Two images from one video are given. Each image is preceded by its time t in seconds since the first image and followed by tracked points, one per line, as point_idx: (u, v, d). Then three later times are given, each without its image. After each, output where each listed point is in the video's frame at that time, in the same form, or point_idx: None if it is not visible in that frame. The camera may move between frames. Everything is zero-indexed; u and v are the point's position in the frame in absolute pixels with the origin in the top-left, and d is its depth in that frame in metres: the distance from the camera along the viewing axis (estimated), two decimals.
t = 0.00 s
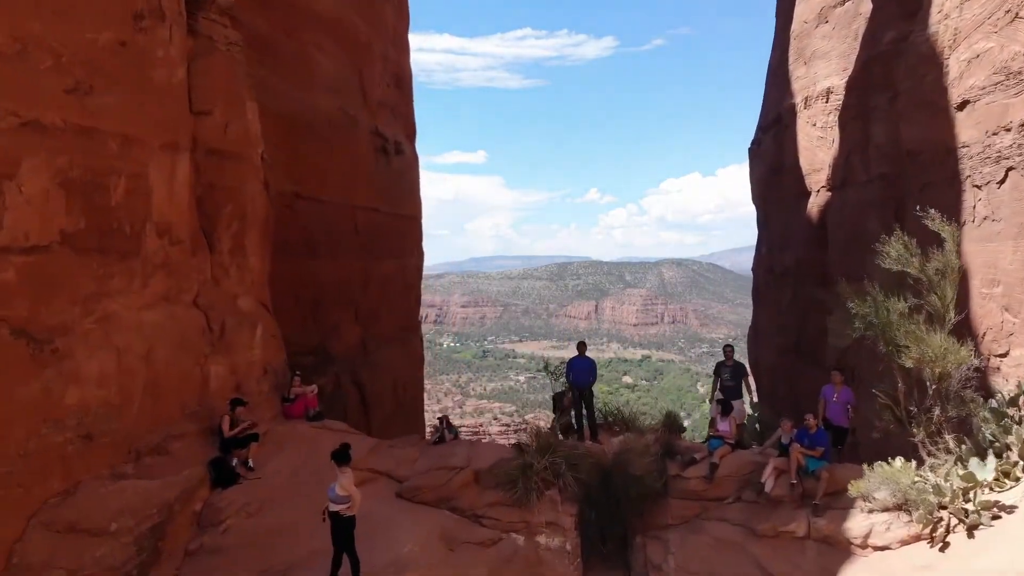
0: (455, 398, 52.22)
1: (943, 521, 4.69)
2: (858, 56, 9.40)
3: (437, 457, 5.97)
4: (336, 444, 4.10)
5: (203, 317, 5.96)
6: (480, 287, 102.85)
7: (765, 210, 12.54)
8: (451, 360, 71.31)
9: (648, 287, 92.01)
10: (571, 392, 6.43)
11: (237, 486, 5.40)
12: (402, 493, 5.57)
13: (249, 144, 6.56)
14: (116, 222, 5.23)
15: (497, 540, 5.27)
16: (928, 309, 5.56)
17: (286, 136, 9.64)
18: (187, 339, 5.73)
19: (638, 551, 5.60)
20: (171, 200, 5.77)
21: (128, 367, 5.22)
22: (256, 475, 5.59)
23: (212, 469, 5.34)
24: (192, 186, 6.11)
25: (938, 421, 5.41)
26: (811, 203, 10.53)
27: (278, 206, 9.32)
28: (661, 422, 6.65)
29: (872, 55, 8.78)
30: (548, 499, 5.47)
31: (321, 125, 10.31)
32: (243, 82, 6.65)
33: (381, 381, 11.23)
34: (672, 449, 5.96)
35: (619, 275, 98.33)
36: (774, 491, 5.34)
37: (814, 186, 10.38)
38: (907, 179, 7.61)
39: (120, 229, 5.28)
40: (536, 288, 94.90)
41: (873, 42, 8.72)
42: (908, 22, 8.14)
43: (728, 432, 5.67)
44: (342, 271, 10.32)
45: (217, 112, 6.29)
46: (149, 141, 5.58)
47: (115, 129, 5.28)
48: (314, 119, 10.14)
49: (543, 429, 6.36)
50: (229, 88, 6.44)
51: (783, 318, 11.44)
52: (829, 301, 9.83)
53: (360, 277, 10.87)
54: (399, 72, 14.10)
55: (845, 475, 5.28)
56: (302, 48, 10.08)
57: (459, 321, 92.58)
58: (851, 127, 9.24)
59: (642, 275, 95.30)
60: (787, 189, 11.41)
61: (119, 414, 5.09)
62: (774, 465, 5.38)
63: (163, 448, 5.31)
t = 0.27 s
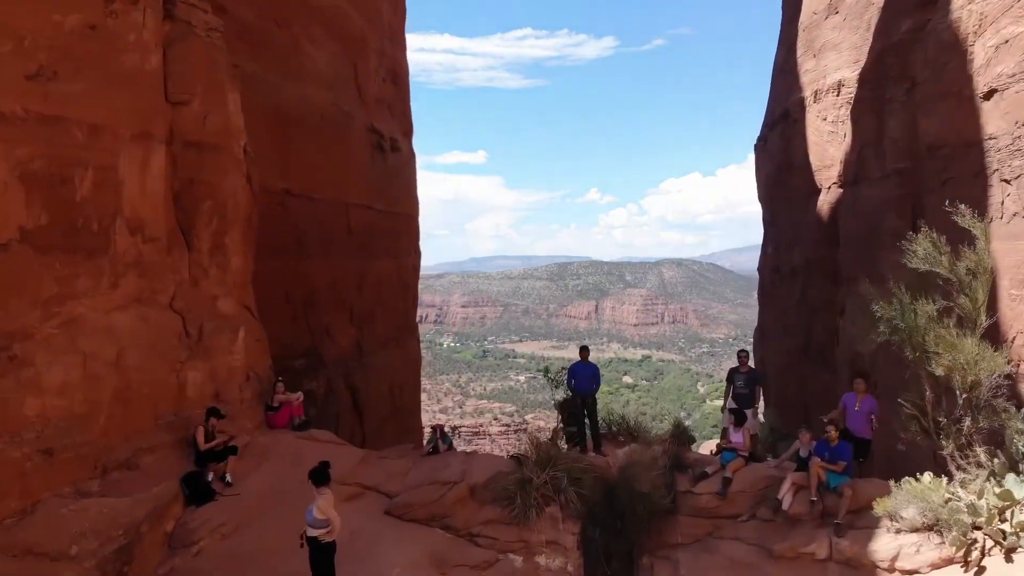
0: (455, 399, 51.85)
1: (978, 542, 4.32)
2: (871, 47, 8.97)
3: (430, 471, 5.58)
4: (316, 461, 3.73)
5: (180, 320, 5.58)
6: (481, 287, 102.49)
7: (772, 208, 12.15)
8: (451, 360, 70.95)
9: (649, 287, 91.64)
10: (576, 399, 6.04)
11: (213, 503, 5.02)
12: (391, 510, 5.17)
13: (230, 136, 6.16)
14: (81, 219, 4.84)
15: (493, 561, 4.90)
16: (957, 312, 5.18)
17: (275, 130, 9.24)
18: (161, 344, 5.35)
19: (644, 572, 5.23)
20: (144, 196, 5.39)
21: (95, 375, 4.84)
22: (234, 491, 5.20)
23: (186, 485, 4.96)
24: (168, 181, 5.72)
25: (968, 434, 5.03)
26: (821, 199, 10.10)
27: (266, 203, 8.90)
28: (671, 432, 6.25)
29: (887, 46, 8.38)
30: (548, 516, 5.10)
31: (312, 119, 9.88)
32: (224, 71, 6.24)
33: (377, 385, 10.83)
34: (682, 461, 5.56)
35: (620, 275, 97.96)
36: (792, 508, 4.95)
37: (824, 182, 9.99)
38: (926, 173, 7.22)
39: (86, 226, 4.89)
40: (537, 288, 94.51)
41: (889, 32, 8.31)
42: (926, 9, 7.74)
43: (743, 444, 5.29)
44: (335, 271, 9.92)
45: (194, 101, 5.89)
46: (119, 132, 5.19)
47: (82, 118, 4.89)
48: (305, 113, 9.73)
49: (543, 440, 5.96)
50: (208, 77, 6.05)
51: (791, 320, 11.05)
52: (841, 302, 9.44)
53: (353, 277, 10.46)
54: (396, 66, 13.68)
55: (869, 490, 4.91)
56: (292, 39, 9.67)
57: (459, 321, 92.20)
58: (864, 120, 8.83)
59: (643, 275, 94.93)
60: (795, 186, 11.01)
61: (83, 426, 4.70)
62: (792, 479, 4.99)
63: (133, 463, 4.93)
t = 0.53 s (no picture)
0: (455, 399, 51.38)
1: None
2: (890, 35, 8.46)
3: (417, 492, 5.10)
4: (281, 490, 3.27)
5: (144, 326, 5.08)
6: (481, 287, 102.09)
7: (781, 205, 11.62)
8: (451, 360, 70.49)
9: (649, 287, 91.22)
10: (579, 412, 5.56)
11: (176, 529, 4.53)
12: (374, 536, 4.67)
13: (204, 125, 5.65)
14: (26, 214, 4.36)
15: None
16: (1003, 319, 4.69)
17: (259, 124, 8.76)
18: (121, 353, 4.86)
19: None
20: (103, 190, 4.90)
21: (43, 388, 4.35)
22: (201, 514, 4.71)
23: (146, 510, 4.46)
24: (132, 173, 5.22)
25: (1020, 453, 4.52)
26: (834, 196, 9.59)
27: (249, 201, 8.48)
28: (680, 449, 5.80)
29: (908, 32, 7.88)
30: (549, 543, 4.57)
31: (298, 112, 9.37)
32: (196, 54, 5.74)
33: (369, 391, 10.32)
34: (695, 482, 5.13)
35: (620, 275, 97.51)
36: (821, 535, 4.45)
37: (837, 178, 9.51)
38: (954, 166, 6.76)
39: (33, 223, 4.41)
40: (537, 288, 94.05)
41: (911, 17, 7.81)
42: None
43: (762, 463, 4.82)
44: (323, 271, 9.42)
45: (162, 88, 5.40)
46: (73, 119, 4.70)
47: (29, 103, 4.41)
48: (291, 106, 9.25)
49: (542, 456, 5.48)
50: (177, 60, 5.55)
51: (803, 322, 10.55)
52: (856, 304, 8.94)
53: (343, 277, 9.94)
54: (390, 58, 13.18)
55: (905, 516, 4.45)
56: (279, 28, 9.18)
57: (459, 321, 91.77)
58: (882, 112, 8.33)
59: (643, 275, 94.49)
60: (806, 182, 10.51)
61: (28, 445, 4.22)
62: (820, 504, 4.50)
63: (86, 485, 4.44)
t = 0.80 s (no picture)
0: (455, 399, 51.01)
1: None
2: (906, 23, 8.05)
3: (407, 511, 4.75)
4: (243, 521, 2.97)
5: (111, 330, 4.70)
6: (481, 287, 101.79)
7: (787, 202, 11.22)
8: (451, 360, 70.13)
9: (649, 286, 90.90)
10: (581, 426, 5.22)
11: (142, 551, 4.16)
12: (359, 559, 4.28)
13: (179, 114, 5.26)
14: None
15: None
16: None
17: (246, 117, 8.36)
18: (84, 359, 4.50)
19: None
20: (64, 182, 4.52)
21: None
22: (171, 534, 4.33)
23: (108, 531, 4.06)
24: (100, 164, 4.85)
25: None
26: (845, 193, 9.19)
27: (235, 197, 8.09)
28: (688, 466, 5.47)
29: (927, 19, 7.47)
30: (549, 567, 4.18)
31: (286, 104, 8.95)
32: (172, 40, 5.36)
33: (363, 395, 9.92)
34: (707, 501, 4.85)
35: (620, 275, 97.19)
36: (846, 560, 4.06)
37: (848, 175, 9.12)
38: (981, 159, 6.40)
39: None
40: (537, 288, 93.70)
41: (929, 4, 7.41)
42: None
43: (780, 479, 4.52)
44: (313, 271, 9.03)
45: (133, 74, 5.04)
46: (31, 105, 4.35)
47: None
48: (280, 98, 8.85)
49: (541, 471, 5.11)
50: (149, 45, 5.16)
51: (811, 325, 10.17)
52: (869, 305, 8.57)
53: (336, 278, 9.53)
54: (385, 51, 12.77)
55: (936, 539, 4.12)
56: (267, 17, 8.79)
57: (459, 321, 91.32)
58: (900, 104, 7.93)
59: (643, 274, 94.11)
60: (815, 179, 10.11)
61: None
62: (845, 526, 4.12)
63: (43, 504, 4.08)
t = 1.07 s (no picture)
0: (455, 399, 50.60)
1: None
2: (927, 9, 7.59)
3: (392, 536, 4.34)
4: None
5: (64, 337, 4.28)
6: (481, 286, 101.38)
7: (796, 200, 10.78)
8: (451, 360, 69.75)
9: (649, 285, 90.50)
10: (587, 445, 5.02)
11: None
12: None
13: (145, 101, 4.85)
14: None
15: None
16: None
17: (230, 110, 7.88)
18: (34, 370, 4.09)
19: None
20: (12, 173, 4.09)
21: None
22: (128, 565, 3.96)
23: (54, 564, 3.70)
24: (53, 154, 4.42)
25: None
26: (860, 188, 8.74)
27: (218, 194, 7.63)
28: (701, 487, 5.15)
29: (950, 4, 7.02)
30: None
31: (275, 96, 8.48)
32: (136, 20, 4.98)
33: (355, 401, 9.47)
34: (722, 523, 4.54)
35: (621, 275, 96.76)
36: None
37: (863, 170, 8.67)
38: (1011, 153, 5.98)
39: None
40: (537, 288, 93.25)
41: None
42: None
43: (805, 502, 4.18)
44: (302, 271, 8.58)
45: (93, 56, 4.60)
46: None
47: None
48: (269, 90, 8.37)
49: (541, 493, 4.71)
50: (111, 25, 4.75)
51: (822, 328, 9.76)
52: (885, 308, 8.15)
53: (327, 278, 9.07)
54: (379, 43, 12.30)
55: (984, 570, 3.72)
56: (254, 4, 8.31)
57: (459, 321, 90.91)
58: (922, 95, 7.47)
59: (643, 273, 93.71)
60: (828, 175, 9.66)
61: None
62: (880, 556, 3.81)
63: None
